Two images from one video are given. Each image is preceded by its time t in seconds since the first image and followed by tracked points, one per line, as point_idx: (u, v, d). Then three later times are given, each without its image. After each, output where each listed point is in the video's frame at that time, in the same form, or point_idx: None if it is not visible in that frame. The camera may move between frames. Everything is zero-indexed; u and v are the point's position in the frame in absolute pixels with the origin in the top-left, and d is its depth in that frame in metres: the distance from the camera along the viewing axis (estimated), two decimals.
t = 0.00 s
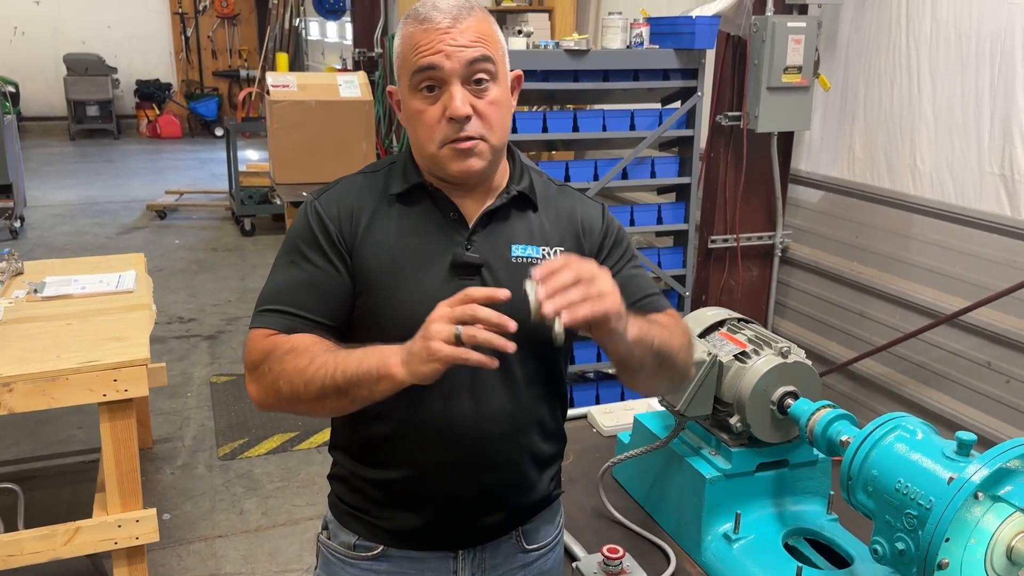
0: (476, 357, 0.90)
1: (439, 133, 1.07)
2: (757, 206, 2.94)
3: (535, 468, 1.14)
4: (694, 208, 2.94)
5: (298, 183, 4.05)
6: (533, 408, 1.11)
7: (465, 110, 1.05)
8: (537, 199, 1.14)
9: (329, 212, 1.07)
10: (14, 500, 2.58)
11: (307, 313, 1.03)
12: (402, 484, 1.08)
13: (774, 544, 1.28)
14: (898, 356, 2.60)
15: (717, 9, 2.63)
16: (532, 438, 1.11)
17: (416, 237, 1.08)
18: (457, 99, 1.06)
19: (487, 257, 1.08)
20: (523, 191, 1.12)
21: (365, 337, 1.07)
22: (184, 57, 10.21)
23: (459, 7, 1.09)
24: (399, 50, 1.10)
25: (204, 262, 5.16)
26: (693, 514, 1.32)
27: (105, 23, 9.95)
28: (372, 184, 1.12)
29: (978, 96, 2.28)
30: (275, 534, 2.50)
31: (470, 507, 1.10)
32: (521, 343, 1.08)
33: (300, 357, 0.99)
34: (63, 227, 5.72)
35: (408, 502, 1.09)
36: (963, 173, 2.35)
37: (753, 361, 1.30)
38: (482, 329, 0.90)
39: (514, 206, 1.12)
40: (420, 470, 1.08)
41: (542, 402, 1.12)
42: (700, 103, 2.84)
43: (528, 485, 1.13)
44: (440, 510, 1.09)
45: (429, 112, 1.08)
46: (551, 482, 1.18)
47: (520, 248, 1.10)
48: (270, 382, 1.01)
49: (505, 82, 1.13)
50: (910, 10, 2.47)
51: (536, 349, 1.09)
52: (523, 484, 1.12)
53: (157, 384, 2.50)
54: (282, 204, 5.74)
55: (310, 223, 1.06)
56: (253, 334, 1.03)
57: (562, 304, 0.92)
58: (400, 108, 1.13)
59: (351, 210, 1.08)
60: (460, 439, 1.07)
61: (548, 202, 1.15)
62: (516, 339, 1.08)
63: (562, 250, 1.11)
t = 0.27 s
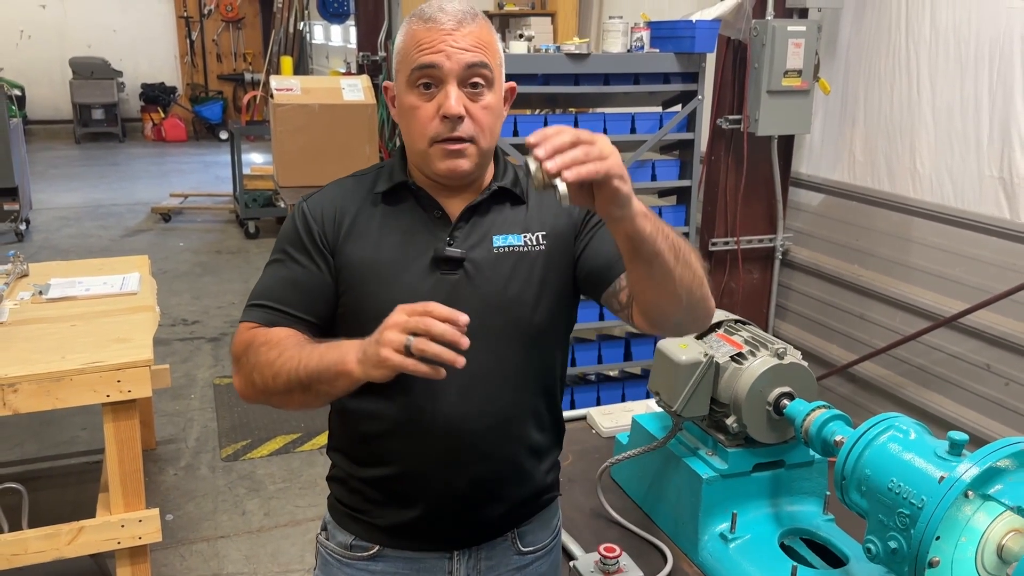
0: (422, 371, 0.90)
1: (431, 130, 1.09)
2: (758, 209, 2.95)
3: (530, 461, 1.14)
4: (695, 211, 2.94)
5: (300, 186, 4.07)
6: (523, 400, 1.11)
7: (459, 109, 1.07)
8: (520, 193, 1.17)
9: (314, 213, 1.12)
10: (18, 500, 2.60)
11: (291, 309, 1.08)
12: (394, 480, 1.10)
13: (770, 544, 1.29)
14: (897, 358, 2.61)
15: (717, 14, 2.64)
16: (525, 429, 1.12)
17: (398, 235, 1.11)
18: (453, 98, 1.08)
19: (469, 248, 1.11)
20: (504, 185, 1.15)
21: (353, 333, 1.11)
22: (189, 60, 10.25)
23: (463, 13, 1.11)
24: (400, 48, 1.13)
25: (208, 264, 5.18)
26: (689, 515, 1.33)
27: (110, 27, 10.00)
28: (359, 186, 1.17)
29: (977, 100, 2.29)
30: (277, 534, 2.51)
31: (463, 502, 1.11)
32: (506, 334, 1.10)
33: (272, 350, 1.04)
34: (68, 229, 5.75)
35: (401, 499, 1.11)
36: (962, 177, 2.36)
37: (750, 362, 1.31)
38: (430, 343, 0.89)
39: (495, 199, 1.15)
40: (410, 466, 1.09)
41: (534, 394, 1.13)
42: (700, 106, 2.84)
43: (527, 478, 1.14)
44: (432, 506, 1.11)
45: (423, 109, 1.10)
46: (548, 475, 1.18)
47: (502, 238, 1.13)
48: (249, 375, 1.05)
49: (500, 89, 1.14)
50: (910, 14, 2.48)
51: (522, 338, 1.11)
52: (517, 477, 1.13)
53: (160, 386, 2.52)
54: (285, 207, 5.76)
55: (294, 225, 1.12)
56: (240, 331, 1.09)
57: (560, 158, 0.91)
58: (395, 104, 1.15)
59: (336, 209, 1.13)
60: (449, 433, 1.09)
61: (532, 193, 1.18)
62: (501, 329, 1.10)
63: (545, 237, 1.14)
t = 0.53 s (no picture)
0: (405, 348, 0.90)
1: (419, 136, 1.11)
2: (757, 214, 2.97)
3: (521, 458, 1.15)
4: (694, 216, 2.96)
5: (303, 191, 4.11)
6: (512, 398, 1.13)
7: (447, 118, 1.09)
8: (506, 195, 1.20)
9: (306, 219, 1.17)
10: (22, 502, 2.62)
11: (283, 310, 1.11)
12: (387, 479, 1.12)
13: (764, 546, 1.31)
14: (896, 363, 2.61)
15: (716, 20, 2.68)
16: (516, 426, 1.14)
17: (387, 239, 1.15)
18: (442, 108, 1.10)
19: (455, 249, 1.15)
20: (490, 187, 1.18)
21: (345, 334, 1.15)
22: (194, 65, 10.30)
23: (462, 27, 1.13)
24: (397, 55, 1.15)
25: (212, 268, 5.21)
26: (684, 517, 1.34)
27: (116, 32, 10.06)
28: (352, 192, 1.21)
29: (975, 105, 2.30)
30: (279, 537, 2.53)
31: (456, 500, 1.12)
32: (493, 332, 1.12)
33: (263, 346, 1.06)
34: (73, 233, 5.79)
35: (395, 498, 1.13)
36: (960, 182, 2.37)
37: (744, 365, 1.33)
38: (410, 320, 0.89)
39: (481, 201, 1.18)
40: (402, 465, 1.11)
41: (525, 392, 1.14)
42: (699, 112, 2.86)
43: (520, 476, 1.16)
44: (425, 505, 1.12)
45: (414, 115, 1.12)
46: (542, 473, 1.19)
47: (487, 238, 1.15)
48: (242, 373, 1.08)
49: (492, 102, 1.16)
50: (908, 20, 2.49)
51: (508, 336, 1.13)
52: (508, 474, 1.14)
53: (163, 389, 2.54)
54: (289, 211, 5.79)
55: (289, 231, 1.17)
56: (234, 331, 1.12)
57: (535, 132, 0.96)
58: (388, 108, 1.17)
59: (328, 214, 1.17)
60: (440, 432, 1.10)
61: (519, 196, 1.21)
62: (488, 327, 1.12)
63: (529, 237, 1.16)
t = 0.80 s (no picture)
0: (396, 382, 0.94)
1: (418, 142, 1.12)
2: (758, 218, 2.98)
3: (516, 458, 1.17)
4: (695, 220, 2.97)
5: (305, 196, 4.12)
6: (506, 399, 1.14)
7: (445, 124, 1.10)
8: (500, 199, 1.21)
9: (302, 225, 1.18)
10: (25, 505, 2.63)
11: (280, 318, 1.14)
12: (384, 480, 1.13)
13: (761, 549, 1.31)
14: (896, 367, 2.62)
15: (716, 26, 2.67)
16: (510, 426, 1.15)
17: (381, 243, 1.16)
18: (441, 113, 1.11)
19: (450, 252, 1.16)
20: (483, 192, 1.20)
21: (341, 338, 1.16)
22: (198, 70, 10.34)
23: (459, 34, 1.14)
24: (394, 61, 1.16)
25: (215, 273, 5.23)
26: (682, 519, 1.35)
27: (121, 38, 10.12)
28: (347, 198, 1.22)
29: (974, 110, 2.31)
30: (280, 540, 2.53)
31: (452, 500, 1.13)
32: (486, 334, 1.13)
33: (261, 359, 1.10)
34: (77, 238, 5.81)
35: (392, 499, 1.14)
36: (959, 187, 2.38)
37: (741, 369, 1.33)
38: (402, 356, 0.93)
39: (475, 205, 1.20)
40: (397, 466, 1.12)
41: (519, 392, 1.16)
42: (700, 117, 2.87)
43: (515, 477, 1.17)
44: (422, 505, 1.13)
45: (412, 120, 1.13)
46: (536, 473, 1.20)
47: (481, 242, 1.17)
48: (240, 383, 1.12)
49: (488, 108, 1.17)
50: (908, 26, 2.50)
51: (501, 337, 1.14)
52: (503, 474, 1.15)
53: (165, 392, 2.55)
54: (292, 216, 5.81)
55: (285, 238, 1.18)
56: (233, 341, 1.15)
57: (526, 136, 0.98)
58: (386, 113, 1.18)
59: (323, 221, 1.19)
60: (435, 432, 1.12)
61: (512, 199, 1.23)
62: (481, 328, 1.13)
63: (523, 241, 1.18)
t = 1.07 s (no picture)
0: (393, 386, 0.95)
1: (423, 144, 1.13)
2: (760, 223, 2.99)
3: (513, 461, 1.17)
4: (697, 225, 2.97)
5: (309, 200, 4.13)
6: (504, 401, 1.15)
7: (450, 126, 1.11)
8: (501, 204, 1.21)
9: (305, 226, 1.19)
10: (28, 509, 2.64)
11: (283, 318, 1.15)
12: (383, 480, 1.14)
13: (761, 552, 1.31)
14: (898, 372, 2.62)
15: (717, 31, 2.68)
16: (507, 429, 1.15)
17: (382, 246, 1.17)
18: (445, 115, 1.12)
19: (450, 257, 1.16)
20: (485, 197, 1.20)
21: (342, 339, 1.17)
22: (203, 75, 10.38)
23: (459, 37, 1.16)
24: (398, 64, 1.17)
25: (218, 277, 5.24)
26: (682, 523, 1.35)
27: (126, 43, 10.17)
28: (350, 200, 1.23)
29: (975, 115, 2.31)
30: (282, 544, 2.54)
31: (450, 501, 1.14)
32: (485, 337, 1.14)
33: (262, 358, 1.12)
34: (82, 242, 5.84)
35: (390, 499, 1.15)
36: (961, 193, 2.38)
37: (741, 373, 1.33)
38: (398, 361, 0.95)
39: (476, 210, 1.20)
40: (395, 467, 1.13)
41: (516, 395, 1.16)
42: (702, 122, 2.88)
43: (513, 479, 1.17)
44: (419, 506, 1.14)
45: (417, 123, 1.14)
46: (534, 476, 1.21)
47: (481, 246, 1.17)
48: (243, 381, 1.14)
49: (490, 110, 1.18)
50: (909, 31, 2.51)
51: (500, 341, 1.15)
52: (501, 476, 1.16)
53: (168, 396, 2.56)
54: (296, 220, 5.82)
55: (288, 239, 1.19)
56: (237, 339, 1.17)
57: (525, 149, 0.99)
58: (389, 117, 1.19)
59: (325, 222, 1.19)
60: (434, 433, 1.12)
61: (514, 205, 1.23)
62: (479, 331, 1.14)
63: (522, 245, 1.18)
